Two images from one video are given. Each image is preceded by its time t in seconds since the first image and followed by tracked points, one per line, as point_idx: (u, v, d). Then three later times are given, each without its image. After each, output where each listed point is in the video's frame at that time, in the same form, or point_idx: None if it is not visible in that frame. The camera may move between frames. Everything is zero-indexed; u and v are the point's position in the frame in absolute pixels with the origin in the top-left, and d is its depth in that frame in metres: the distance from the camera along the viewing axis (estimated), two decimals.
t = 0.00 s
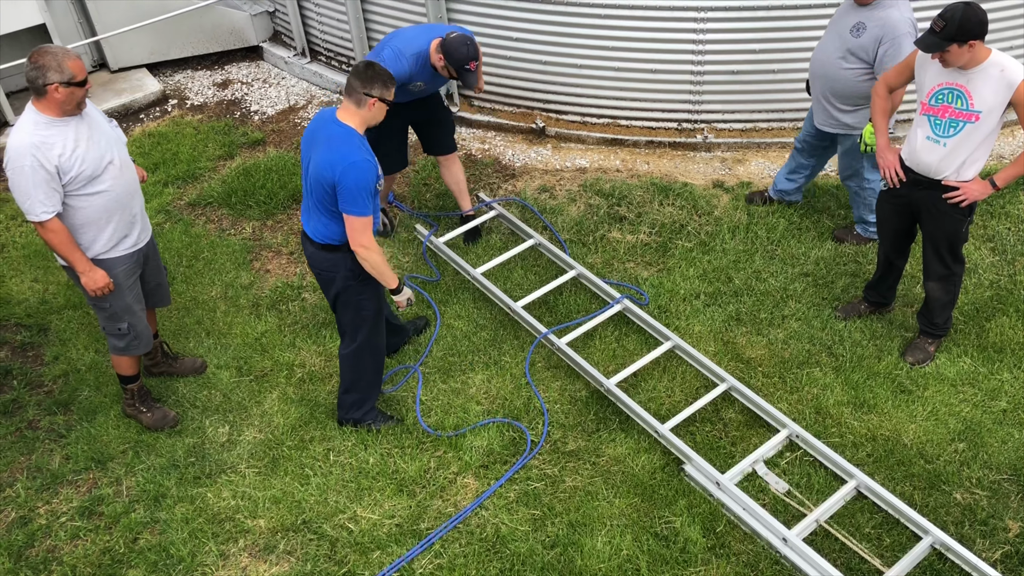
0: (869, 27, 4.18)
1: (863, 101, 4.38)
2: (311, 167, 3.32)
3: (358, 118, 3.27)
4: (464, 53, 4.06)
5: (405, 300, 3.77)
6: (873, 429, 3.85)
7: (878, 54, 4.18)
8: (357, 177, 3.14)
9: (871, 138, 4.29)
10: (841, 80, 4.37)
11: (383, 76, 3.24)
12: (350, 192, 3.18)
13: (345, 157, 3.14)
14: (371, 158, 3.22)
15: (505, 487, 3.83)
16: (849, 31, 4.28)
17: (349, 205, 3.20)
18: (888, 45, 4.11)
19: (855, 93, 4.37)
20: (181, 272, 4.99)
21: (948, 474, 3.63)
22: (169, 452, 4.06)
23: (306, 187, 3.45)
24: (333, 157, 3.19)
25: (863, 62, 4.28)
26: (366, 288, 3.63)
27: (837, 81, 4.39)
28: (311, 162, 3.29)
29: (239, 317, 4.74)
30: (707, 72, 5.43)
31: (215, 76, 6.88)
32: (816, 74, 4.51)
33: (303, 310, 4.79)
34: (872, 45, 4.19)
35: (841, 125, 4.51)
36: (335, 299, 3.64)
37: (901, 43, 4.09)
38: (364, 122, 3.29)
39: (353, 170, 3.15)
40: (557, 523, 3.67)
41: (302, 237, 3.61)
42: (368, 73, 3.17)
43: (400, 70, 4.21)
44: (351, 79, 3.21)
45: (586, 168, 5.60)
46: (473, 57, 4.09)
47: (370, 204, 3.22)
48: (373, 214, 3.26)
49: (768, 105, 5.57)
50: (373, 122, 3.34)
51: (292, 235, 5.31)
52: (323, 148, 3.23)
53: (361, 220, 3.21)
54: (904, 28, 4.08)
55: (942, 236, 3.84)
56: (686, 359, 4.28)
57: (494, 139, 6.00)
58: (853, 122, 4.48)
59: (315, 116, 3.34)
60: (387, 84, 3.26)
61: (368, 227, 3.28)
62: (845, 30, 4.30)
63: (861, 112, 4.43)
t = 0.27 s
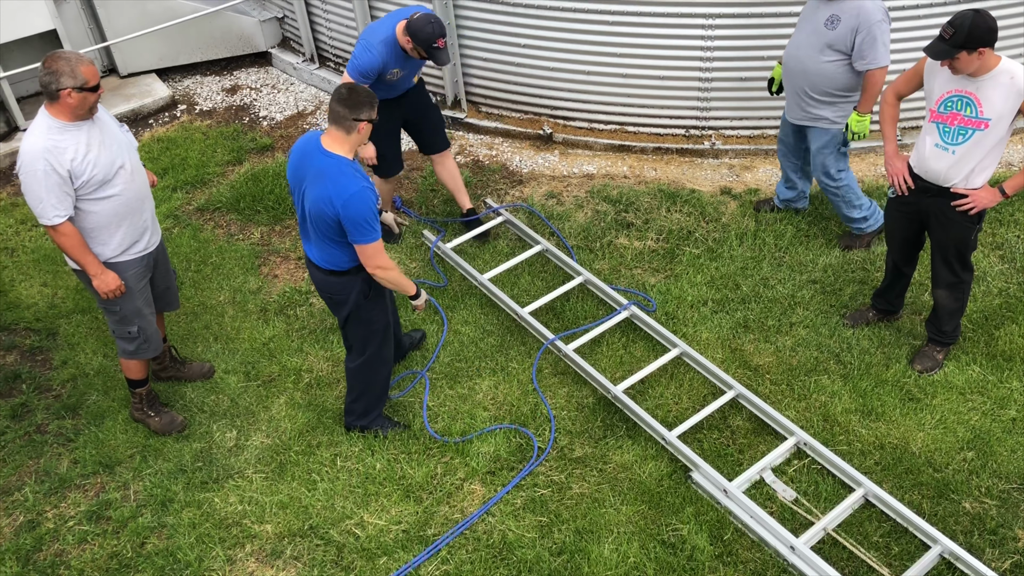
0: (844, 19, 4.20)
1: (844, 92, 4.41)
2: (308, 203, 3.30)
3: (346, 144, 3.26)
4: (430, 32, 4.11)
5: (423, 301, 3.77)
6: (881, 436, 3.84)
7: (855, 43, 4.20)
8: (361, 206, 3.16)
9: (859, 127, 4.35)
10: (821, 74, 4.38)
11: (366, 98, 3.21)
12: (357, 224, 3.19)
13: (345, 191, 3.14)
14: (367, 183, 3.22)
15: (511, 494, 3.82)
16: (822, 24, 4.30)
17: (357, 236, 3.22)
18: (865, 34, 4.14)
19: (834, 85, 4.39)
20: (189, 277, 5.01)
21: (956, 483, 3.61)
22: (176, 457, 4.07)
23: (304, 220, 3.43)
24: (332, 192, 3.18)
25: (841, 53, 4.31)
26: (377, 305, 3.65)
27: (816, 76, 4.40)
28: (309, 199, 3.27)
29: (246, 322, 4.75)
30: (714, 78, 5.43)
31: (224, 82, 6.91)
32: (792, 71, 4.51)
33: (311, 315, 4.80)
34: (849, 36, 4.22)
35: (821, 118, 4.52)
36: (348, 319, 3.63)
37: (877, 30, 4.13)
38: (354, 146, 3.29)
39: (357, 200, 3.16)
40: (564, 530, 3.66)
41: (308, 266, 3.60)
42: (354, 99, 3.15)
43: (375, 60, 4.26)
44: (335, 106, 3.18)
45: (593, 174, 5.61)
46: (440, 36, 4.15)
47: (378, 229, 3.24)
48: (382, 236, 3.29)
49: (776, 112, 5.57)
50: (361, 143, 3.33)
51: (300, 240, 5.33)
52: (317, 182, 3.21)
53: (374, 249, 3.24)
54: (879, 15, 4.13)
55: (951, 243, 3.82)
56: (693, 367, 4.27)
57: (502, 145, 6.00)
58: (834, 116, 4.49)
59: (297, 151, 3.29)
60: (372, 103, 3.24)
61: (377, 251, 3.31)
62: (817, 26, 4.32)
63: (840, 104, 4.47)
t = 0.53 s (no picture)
0: (842, 18, 4.18)
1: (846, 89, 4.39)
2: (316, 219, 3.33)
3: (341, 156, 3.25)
4: (428, 14, 4.22)
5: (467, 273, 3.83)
6: (896, 446, 3.81)
7: (854, 41, 4.17)
8: (365, 212, 3.17)
9: (842, 116, 4.33)
10: (822, 74, 4.37)
11: (360, 110, 3.20)
12: (364, 233, 3.20)
13: (344, 202, 3.16)
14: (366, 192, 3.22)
15: (524, 499, 3.81)
16: (820, 24, 4.28)
17: (367, 243, 3.23)
18: (863, 31, 4.12)
19: (836, 83, 4.37)
20: (204, 279, 5.04)
21: (973, 494, 3.58)
22: (190, 459, 4.08)
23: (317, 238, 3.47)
24: (335, 206, 3.20)
25: (841, 52, 4.29)
26: (393, 314, 3.66)
27: (818, 76, 4.39)
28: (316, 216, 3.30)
29: (261, 325, 4.77)
30: (730, 85, 5.42)
31: (240, 85, 6.94)
32: (793, 73, 4.50)
33: (324, 318, 4.81)
34: (848, 34, 4.19)
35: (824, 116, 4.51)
36: (364, 329, 3.65)
37: (875, 26, 4.10)
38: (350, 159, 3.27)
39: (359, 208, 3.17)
40: (576, 536, 3.65)
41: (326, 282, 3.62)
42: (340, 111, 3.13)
43: (378, 47, 4.34)
44: (327, 118, 3.18)
45: (608, 180, 5.60)
46: (439, 18, 4.25)
47: (387, 230, 3.25)
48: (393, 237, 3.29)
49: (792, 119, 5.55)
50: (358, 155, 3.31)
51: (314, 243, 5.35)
52: (320, 198, 3.24)
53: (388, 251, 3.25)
54: (875, 11, 4.10)
55: (969, 252, 3.79)
56: (708, 374, 4.26)
57: (516, 150, 6.01)
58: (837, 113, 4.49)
59: (296, 171, 3.33)
60: (363, 114, 3.20)
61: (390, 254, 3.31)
62: (816, 26, 4.30)
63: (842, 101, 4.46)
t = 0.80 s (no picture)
0: (849, 26, 4.17)
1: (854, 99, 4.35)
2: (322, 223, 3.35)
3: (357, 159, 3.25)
4: (459, 9, 4.32)
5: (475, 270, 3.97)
6: (913, 456, 3.78)
7: (861, 50, 4.16)
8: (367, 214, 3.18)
9: (858, 131, 4.26)
10: (830, 83, 4.35)
11: (378, 116, 3.19)
12: (369, 234, 3.23)
13: (347, 206, 3.17)
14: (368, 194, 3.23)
15: (536, 505, 3.80)
16: (828, 34, 4.27)
17: (372, 245, 3.26)
18: (870, 39, 4.10)
19: (844, 93, 4.34)
20: (220, 281, 5.06)
21: (990, 505, 3.55)
22: (204, 460, 4.09)
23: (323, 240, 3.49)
24: (338, 210, 3.21)
25: (850, 61, 4.27)
26: (397, 320, 3.64)
27: (826, 85, 4.37)
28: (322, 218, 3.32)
29: (276, 327, 4.78)
30: (747, 91, 5.41)
31: (257, 88, 6.98)
32: (802, 81, 4.49)
33: (339, 321, 4.82)
34: (855, 43, 4.18)
35: (832, 126, 4.47)
36: (367, 330, 3.65)
37: (883, 35, 4.08)
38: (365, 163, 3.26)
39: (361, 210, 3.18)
40: (589, 542, 3.63)
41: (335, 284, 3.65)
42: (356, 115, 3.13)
43: (410, 42, 4.44)
44: (345, 121, 3.18)
45: (623, 185, 5.60)
46: (468, 14, 4.34)
47: (391, 231, 3.27)
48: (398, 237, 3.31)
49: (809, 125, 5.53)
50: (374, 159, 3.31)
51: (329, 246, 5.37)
52: (325, 201, 3.25)
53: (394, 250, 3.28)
54: (883, 20, 4.08)
55: (988, 261, 3.76)
56: (722, 382, 4.24)
57: (531, 154, 6.01)
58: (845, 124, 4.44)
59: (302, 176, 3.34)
60: (380, 119, 3.19)
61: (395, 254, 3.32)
62: (824, 35, 4.30)
63: (851, 112, 4.41)
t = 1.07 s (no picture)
0: (856, 35, 4.18)
1: (859, 108, 4.36)
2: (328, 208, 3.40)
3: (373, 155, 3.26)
4: (516, 13, 4.33)
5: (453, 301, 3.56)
6: (921, 465, 3.77)
7: (867, 60, 4.17)
8: (355, 209, 3.17)
9: (868, 143, 4.27)
10: (835, 91, 4.36)
11: (389, 112, 3.16)
12: (353, 229, 3.21)
13: (339, 194, 3.19)
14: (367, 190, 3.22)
15: (544, 512, 3.80)
16: (835, 41, 4.28)
17: (354, 241, 3.24)
18: (876, 49, 4.11)
19: (848, 101, 4.35)
20: (229, 286, 5.09)
21: (999, 516, 3.54)
22: (212, 464, 4.10)
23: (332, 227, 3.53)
24: (335, 198, 3.24)
25: (855, 70, 4.28)
26: (387, 323, 3.60)
27: (830, 93, 4.38)
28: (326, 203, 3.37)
29: (285, 332, 4.80)
30: (757, 99, 5.42)
31: (268, 93, 7.02)
32: (807, 89, 4.50)
33: (347, 326, 4.83)
34: (862, 52, 4.18)
35: (834, 134, 4.48)
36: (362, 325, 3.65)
37: (890, 46, 4.09)
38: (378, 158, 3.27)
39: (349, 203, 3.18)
40: (596, 550, 3.63)
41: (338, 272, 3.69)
42: (368, 108, 3.14)
43: (465, 40, 4.52)
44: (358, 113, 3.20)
45: (632, 192, 5.60)
46: (525, 18, 4.35)
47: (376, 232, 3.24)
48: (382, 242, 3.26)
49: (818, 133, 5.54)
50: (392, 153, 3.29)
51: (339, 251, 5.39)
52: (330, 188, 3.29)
53: (370, 251, 3.23)
54: (890, 31, 4.09)
55: (998, 271, 3.76)
56: (731, 389, 4.24)
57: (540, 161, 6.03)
58: (849, 134, 4.45)
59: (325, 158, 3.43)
60: (392, 114, 3.17)
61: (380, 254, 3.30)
62: (830, 43, 4.30)
63: (855, 122, 4.42)
